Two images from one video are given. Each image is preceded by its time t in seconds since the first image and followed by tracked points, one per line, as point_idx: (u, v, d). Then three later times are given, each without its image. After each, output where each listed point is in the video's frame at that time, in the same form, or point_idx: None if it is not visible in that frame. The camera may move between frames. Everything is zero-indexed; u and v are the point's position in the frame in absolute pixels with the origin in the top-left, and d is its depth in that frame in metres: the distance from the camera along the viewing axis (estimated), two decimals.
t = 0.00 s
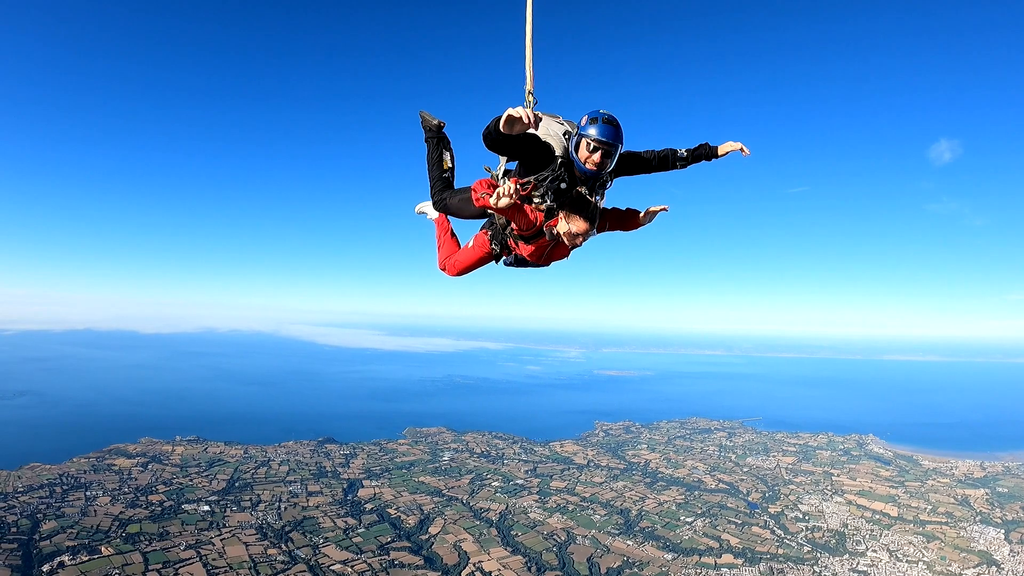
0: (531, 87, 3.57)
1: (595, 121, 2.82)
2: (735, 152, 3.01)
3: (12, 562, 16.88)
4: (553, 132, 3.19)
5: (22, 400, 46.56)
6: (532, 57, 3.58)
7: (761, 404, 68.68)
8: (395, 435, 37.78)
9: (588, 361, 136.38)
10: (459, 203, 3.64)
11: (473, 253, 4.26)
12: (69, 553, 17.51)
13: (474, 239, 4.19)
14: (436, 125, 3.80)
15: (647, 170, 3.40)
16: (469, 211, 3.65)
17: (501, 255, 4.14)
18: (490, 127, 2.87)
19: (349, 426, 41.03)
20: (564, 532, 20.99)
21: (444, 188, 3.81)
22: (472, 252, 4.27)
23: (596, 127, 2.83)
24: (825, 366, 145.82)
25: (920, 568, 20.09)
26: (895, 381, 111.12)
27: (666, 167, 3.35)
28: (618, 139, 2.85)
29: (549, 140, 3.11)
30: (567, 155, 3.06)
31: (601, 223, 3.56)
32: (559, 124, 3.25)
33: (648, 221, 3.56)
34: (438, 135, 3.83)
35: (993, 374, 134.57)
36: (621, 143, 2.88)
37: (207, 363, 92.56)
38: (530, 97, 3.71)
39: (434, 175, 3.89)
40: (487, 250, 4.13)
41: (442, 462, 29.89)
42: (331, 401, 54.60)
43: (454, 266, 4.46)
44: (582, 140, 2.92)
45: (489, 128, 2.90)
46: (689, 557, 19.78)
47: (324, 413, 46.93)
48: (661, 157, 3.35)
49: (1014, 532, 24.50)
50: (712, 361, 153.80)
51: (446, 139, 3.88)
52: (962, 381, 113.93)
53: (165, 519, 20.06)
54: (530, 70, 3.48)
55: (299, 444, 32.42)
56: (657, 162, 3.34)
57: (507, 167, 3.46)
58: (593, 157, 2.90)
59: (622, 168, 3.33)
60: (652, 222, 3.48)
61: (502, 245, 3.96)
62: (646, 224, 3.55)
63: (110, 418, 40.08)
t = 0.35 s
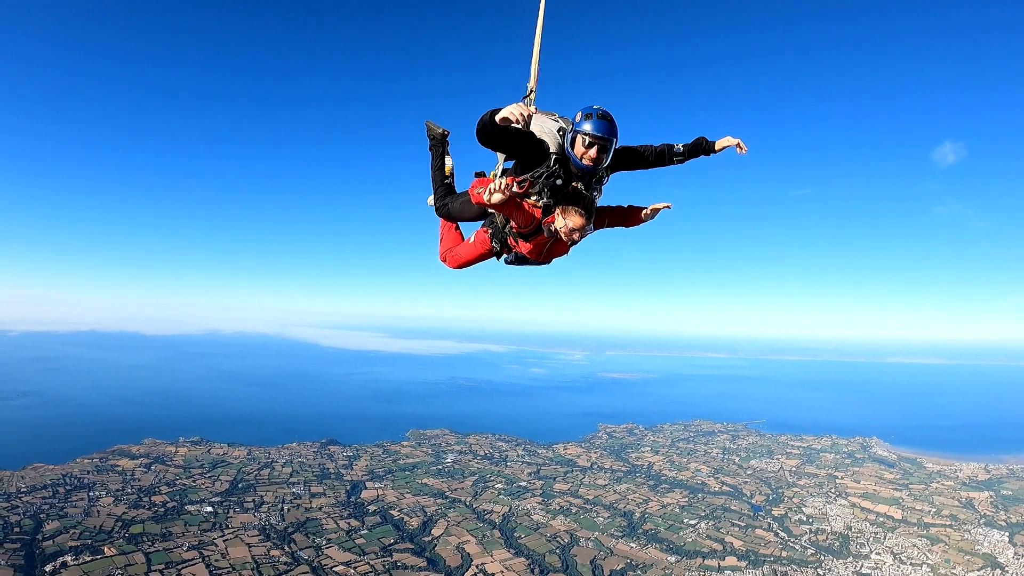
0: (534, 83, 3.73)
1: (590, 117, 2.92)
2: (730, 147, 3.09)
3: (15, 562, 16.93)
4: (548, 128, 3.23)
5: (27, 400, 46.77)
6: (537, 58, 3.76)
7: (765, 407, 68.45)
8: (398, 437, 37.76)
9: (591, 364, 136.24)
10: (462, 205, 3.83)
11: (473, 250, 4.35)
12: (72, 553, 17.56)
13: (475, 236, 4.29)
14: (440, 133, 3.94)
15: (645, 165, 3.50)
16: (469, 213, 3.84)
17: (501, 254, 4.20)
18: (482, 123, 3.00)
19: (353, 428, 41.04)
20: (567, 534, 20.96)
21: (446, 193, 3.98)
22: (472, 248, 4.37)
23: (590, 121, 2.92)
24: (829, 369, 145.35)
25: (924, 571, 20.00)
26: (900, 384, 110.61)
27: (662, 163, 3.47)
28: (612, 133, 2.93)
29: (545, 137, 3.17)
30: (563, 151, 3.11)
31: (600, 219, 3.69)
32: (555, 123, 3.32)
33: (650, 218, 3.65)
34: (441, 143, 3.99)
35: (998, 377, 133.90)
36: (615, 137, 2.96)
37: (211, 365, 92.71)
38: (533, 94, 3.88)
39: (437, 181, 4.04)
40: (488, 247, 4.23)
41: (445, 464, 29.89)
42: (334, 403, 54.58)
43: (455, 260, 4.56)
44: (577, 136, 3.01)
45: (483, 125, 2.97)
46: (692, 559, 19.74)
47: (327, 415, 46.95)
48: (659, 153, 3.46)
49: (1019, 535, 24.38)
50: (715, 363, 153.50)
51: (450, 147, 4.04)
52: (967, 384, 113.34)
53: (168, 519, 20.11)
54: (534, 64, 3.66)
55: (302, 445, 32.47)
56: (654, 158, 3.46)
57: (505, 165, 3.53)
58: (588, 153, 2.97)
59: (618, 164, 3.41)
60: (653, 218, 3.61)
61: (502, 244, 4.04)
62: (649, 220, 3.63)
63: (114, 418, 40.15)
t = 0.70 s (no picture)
0: (540, 85, 3.71)
1: (586, 117, 2.96)
2: (725, 145, 3.13)
3: (18, 561, 16.98)
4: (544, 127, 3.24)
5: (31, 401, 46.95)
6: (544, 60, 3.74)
7: (768, 410, 68.30)
8: (401, 439, 37.77)
9: (594, 366, 136.14)
10: (463, 209, 3.93)
11: (474, 248, 4.44)
12: (75, 553, 17.60)
13: (476, 236, 4.38)
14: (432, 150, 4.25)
15: (643, 164, 3.55)
16: (470, 215, 3.93)
17: (502, 253, 4.27)
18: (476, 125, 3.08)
19: (355, 429, 41.06)
20: (570, 536, 20.93)
21: (448, 200, 4.11)
22: (474, 247, 4.45)
23: (586, 120, 2.96)
24: (833, 372, 144.96)
25: (928, 573, 19.92)
26: (904, 386, 110.22)
27: (660, 160, 3.51)
28: (609, 132, 2.98)
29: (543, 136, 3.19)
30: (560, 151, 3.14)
31: (599, 217, 3.76)
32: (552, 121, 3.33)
33: (648, 215, 3.70)
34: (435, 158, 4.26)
35: (1003, 379, 133.35)
36: (612, 136, 3.01)
37: (214, 366, 92.96)
38: (538, 94, 3.85)
39: (438, 190, 4.19)
40: (488, 246, 4.29)
41: (448, 465, 29.90)
42: (337, 405, 54.59)
43: (457, 256, 4.65)
44: (574, 135, 3.04)
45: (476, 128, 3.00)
46: (695, 562, 19.71)
47: (329, 417, 46.97)
48: (656, 149, 3.50)
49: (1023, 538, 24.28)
50: (718, 366, 153.30)
51: (442, 160, 4.29)
52: (971, 386, 112.85)
53: (170, 520, 20.15)
54: (541, 65, 3.64)
55: (305, 447, 32.50)
56: (650, 155, 3.51)
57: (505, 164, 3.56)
58: (584, 152, 3.01)
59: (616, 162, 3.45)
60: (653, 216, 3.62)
61: (503, 244, 4.11)
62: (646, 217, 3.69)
63: (118, 419, 40.28)
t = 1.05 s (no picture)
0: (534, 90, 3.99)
1: (585, 118, 3.01)
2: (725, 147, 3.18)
3: (20, 560, 17.03)
4: (543, 128, 3.33)
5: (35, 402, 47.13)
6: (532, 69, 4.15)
7: (772, 412, 68.11)
8: (404, 440, 37.77)
9: (597, 368, 135.88)
10: (465, 212, 4.10)
11: (477, 249, 4.52)
12: (78, 553, 17.65)
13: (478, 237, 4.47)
14: (424, 165, 4.47)
15: (645, 168, 3.64)
16: (472, 217, 4.09)
17: (502, 255, 4.33)
18: (473, 127, 3.03)
19: (358, 431, 41.06)
20: (573, 538, 20.91)
21: (449, 204, 4.26)
22: (476, 248, 4.53)
23: (587, 121, 3.02)
24: (837, 374, 144.43)
25: None
26: (908, 389, 109.78)
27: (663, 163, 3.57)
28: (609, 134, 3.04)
29: (541, 138, 3.27)
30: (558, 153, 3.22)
31: (600, 220, 3.82)
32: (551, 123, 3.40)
33: (648, 219, 3.76)
34: (430, 170, 4.46)
35: (1008, 382, 132.72)
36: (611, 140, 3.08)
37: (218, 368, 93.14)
38: (532, 100, 4.17)
39: (437, 198, 4.37)
40: (490, 249, 4.33)
41: (451, 467, 29.88)
42: (340, 407, 54.63)
43: (462, 256, 4.73)
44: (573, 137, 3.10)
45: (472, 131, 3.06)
46: (698, 564, 19.66)
47: (332, 418, 46.98)
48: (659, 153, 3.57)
49: None
50: (722, 368, 152.97)
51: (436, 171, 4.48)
52: (976, 389, 112.25)
53: (173, 520, 20.17)
54: (532, 80, 3.99)
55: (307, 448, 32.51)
56: (653, 159, 3.58)
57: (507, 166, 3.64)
58: (582, 154, 3.07)
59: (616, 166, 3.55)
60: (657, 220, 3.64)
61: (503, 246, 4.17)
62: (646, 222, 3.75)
63: (121, 420, 40.34)
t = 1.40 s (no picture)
0: (541, 94, 3.96)
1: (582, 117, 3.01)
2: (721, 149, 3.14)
3: (22, 558, 17.07)
4: (541, 130, 3.35)
5: (39, 402, 47.31)
6: (543, 70, 4.09)
7: (775, 415, 67.94)
8: (407, 442, 37.74)
9: (600, 370, 135.79)
10: (467, 215, 4.05)
11: (482, 254, 4.42)
12: (80, 551, 17.70)
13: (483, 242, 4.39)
14: (417, 175, 4.38)
15: (647, 174, 3.64)
16: (477, 219, 4.02)
17: (505, 261, 4.24)
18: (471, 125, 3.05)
19: (361, 432, 41.13)
20: (575, 539, 20.89)
21: (450, 208, 4.19)
22: (480, 252, 4.45)
23: (585, 119, 3.01)
24: (840, 377, 144.19)
25: None
26: (911, 391, 109.36)
27: (660, 167, 3.55)
28: (609, 132, 3.02)
29: (540, 138, 3.30)
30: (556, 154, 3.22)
31: (601, 223, 3.76)
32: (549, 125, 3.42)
33: (647, 224, 3.70)
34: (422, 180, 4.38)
35: (1012, 385, 132.37)
36: (612, 139, 3.07)
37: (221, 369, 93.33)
38: (540, 104, 4.16)
39: (437, 202, 4.28)
40: (496, 254, 4.26)
41: (454, 468, 29.87)
42: (343, 407, 54.71)
43: (465, 261, 4.65)
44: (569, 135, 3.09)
45: (470, 128, 3.05)
46: (701, 566, 19.63)
47: (335, 419, 47.00)
48: (656, 159, 3.56)
49: None
50: (725, 370, 152.75)
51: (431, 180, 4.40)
52: (981, 392, 111.72)
53: (175, 520, 20.21)
54: (541, 83, 3.97)
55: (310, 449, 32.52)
56: (650, 163, 3.57)
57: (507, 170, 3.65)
58: (581, 152, 3.05)
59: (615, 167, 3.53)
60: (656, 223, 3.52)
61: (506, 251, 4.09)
62: (646, 226, 3.68)
63: (125, 420, 40.47)
